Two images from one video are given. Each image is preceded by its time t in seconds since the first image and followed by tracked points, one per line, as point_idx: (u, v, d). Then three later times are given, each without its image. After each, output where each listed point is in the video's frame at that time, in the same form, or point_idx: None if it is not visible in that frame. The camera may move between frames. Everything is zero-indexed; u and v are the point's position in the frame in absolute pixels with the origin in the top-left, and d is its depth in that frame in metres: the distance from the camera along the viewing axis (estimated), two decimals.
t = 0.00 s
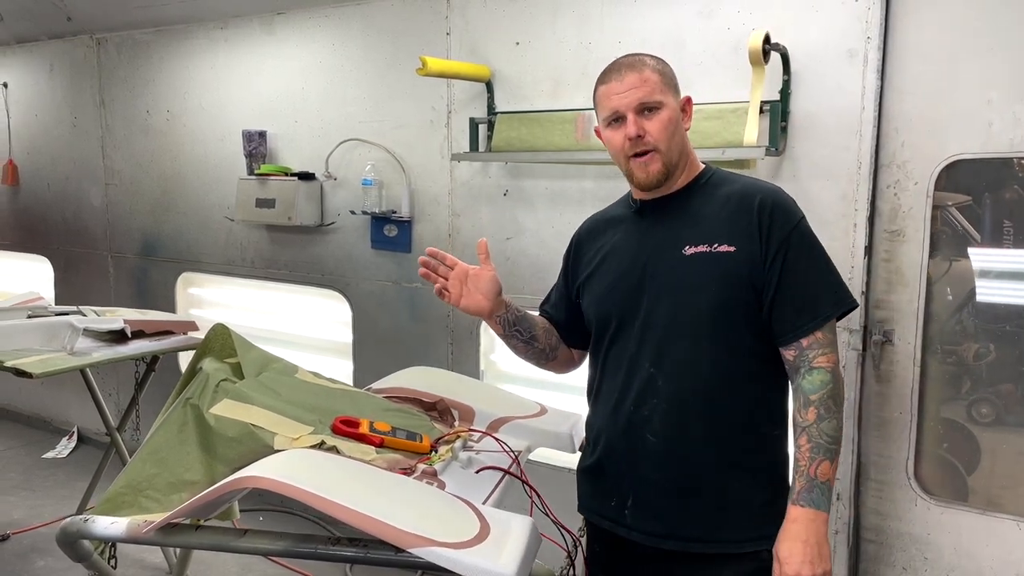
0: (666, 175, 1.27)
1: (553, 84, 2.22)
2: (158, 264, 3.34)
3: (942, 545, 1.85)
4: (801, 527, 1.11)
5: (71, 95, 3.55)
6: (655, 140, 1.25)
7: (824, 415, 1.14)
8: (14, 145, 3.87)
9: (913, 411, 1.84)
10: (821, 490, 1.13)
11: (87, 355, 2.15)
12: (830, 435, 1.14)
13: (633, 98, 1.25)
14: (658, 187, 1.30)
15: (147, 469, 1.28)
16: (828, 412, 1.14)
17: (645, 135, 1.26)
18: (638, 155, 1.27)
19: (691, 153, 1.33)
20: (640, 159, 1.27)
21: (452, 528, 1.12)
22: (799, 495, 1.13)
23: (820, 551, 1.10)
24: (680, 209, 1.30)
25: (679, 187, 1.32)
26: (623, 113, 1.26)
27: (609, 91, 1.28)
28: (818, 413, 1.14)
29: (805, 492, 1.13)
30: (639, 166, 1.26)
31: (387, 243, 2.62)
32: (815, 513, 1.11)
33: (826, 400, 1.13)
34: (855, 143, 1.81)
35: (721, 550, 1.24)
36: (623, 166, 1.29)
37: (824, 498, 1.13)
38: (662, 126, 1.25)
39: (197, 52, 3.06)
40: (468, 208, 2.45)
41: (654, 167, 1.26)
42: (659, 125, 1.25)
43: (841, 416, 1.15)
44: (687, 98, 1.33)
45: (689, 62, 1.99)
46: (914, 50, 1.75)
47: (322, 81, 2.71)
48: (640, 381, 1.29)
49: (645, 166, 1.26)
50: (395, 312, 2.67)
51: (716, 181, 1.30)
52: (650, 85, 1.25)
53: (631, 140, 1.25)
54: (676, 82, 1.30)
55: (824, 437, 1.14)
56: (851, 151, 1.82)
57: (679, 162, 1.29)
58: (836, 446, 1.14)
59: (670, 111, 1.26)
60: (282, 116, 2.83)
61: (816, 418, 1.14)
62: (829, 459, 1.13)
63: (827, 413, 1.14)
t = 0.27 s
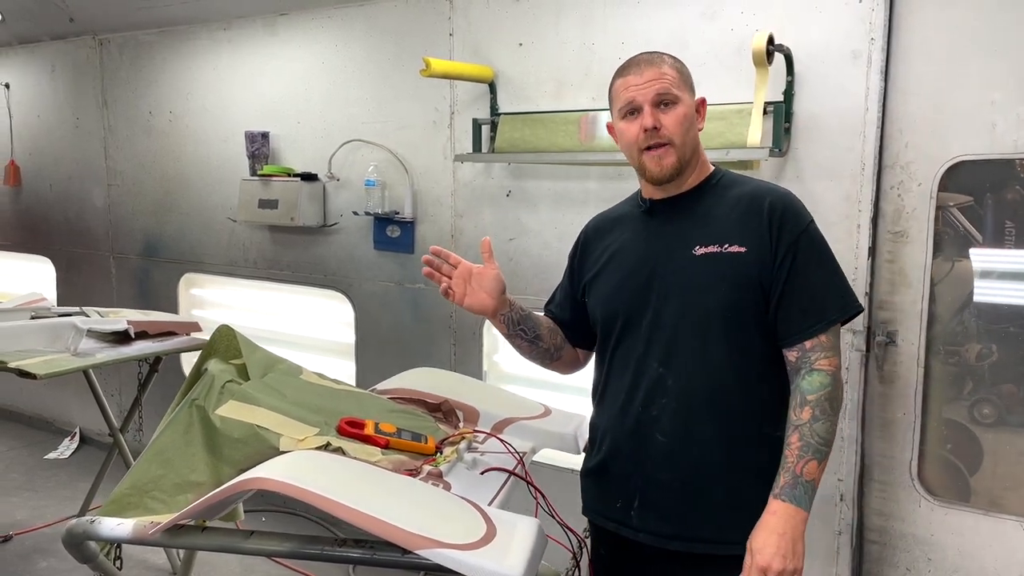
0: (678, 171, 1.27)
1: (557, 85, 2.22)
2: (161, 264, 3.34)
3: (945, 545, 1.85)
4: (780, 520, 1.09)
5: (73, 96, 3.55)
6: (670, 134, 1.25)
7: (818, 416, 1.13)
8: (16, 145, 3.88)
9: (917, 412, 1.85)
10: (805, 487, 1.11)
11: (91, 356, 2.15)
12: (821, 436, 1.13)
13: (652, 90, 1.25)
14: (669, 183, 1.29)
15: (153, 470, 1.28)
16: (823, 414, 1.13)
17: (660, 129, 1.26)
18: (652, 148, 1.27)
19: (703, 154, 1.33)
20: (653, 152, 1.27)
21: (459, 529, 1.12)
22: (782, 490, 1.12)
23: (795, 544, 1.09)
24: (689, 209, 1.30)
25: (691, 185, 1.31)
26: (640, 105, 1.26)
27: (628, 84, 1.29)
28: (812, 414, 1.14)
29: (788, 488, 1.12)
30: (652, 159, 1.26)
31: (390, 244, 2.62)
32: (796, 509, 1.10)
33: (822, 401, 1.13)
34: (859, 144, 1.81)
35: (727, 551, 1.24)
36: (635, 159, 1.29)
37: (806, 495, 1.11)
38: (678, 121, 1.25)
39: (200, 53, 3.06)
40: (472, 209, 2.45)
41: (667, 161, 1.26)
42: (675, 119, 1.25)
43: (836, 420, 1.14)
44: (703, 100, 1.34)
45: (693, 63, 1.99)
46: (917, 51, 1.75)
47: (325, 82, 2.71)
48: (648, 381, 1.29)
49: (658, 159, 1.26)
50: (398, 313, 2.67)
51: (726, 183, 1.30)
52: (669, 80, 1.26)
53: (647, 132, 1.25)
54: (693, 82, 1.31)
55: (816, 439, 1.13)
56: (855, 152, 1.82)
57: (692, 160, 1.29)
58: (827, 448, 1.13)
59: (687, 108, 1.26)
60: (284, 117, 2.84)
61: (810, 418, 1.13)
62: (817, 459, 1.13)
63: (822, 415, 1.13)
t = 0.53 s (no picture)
0: (681, 175, 1.27)
1: (559, 85, 2.22)
2: (163, 264, 3.34)
3: (948, 545, 1.85)
4: (800, 520, 1.12)
5: (75, 95, 3.55)
6: (673, 138, 1.25)
7: (831, 414, 1.15)
8: (18, 145, 3.88)
9: (920, 412, 1.85)
10: (821, 487, 1.14)
11: (94, 356, 2.15)
12: (835, 435, 1.15)
13: (654, 95, 1.25)
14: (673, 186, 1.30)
15: (158, 469, 1.28)
16: (836, 412, 1.15)
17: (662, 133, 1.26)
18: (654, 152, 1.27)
19: (709, 155, 1.33)
20: (655, 155, 1.27)
21: (465, 528, 1.12)
22: (799, 489, 1.15)
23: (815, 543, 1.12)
24: (697, 208, 1.30)
25: (696, 186, 1.31)
26: (642, 109, 1.26)
27: (632, 87, 1.29)
28: (825, 413, 1.16)
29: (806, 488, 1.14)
30: (654, 163, 1.27)
31: (392, 244, 2.62)
32: (813, 509, 1.13)
33: (835, 400, 1.15)
34: (863, 143, 1.81)
35: (736, 549, 1.25)
36: (638, 162, 1.30)
37: (823, 494, 1.14)
38: (681, 125, 1.25)
39: (202, 53, 3.06)
40: (474, 209, 2.45)
41: (669, 165, 1.26)
42: (678, 124, 1.25)
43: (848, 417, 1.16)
44: (711, 100, 1.32)
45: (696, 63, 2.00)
46: (921, 51, 1.75)
47: (328, 82, 2.71)
48: (656, 379, 1.29)
49: (660, 163, 1.27)
50: (400, 313, 2.68)
51: (733, 183, 1.30)
52: (672, 84, 1.25)
53: (649, 136, 1.26)
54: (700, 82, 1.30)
55: (829, 437, 1.15)
56: (859, 152, 1.82)
57: (695, 162, 1.29)
58: (841, 445, 1.16)
59: (690, 111, 1.26)
60: (287, 117, 2.84)
61: (824, 416, 1.15)
62: (831, 457, 1.15)
63: (835, 413, 1.15)
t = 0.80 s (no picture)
0: (665, 187, 1.30)
1: (562, 85, 2.23)
2: (165, 264, 3.34)
3: (951, 544, 1.86)
4: (813, 486, 1.12)
5: (77, 95, 3.55)
6: (650, 155, 1.28)
7: (853, 400, 1.18)
8: (19, 145, 3.88)
9: (923, 412, 1.85)
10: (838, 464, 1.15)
11: (98, 356, 2.15)
12: (854, 419, 1.18)
13: (629, 113, 1.28)
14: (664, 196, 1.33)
15: (164, 469, 1.28)
16: (858, 398, 1.18)
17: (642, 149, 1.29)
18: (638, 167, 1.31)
19: (706, 159, 1.32)
20: (639, 170, 1.31)
21: (471, 527, 1.12)
22: (819, 464, 1.16)
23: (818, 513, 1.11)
24: (701, 210, 1.30)
25: (692, 193, 1.33)
26: (622, 126, 1.30)
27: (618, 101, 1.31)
28: (850, 397, 1.18)
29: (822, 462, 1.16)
30: (636, 178, 1.31)
31: (394, 244, 2.62)
32: (828, 483, 1.14)
33: (860, 388, 1.18)
34: (866, 144, 1.82)
35: (742, 547, 1.25)
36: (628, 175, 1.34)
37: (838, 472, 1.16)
38: (659, 140, 1.27)
39: (204, 53, 3.06)
40: (477, 209, 2.45)
41: (650, 180, 1.29)
42: (655, 139, 1.27)
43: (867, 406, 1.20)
44: (706, 103, 1.29)
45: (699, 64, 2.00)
46: (923, 51, 1.75)
47: (330, 82, 2.71)
48: (663, 380, 1.29)
49: (643, 178, 1.30)
50: (403, 312, 2.68)
51: (738, 185, 1.31)
52: (649, 99, 1.26)
53: (628, 154, 1.30)
54: (688, 89, 1.28)
55: (850, 422, 1.18)
56: (861, 152, 1.82)
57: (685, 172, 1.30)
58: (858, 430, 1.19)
59: (669, 125, 1.26)
60: (289, 117, 2.84)
61: (848, 401, 1.18)
62: (850, 439, 1.17)
63: (858, 400, 1.18)
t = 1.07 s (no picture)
0: (669, 189, 1.31)
1: (564, 86, 2.23)
2: (167, 264, 3.35)
3: (953, 543, 1.86)
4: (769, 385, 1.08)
5: (79, 95, 3.55)
6: (655, 159, 1.29)
7: (839, 360, 1.16)
8: (22, 145, 3.88)
9: (925, 412, 1.85)
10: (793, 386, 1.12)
11: (101, 356, 2.16)
12: (829, 377, 1.15)
13: (635, 117, 1.28)
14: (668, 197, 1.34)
15: (171, 468, 1.29)
16: (840, 362, 1.16)
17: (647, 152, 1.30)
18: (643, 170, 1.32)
19: (712, 161, 1.32)
20: (643, 172, 1.32)
21: (478, 526, 1.13)
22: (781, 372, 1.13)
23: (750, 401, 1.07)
24: (707, 211, 1.31)
25: (697, 195, 1.33)
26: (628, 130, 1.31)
27: (625, 105, 1.32)
28: (835, 356, 1.17)
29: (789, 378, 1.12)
30: (641, 180, 1.32)
31: (397, 244, 2.62)
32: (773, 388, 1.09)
33: (846, 355, 1.17)
34: (868, 144, 1.82)
35: (746, 545, 1.26)
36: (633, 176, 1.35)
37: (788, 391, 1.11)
38: (664, 145, 1.28)
39: (207, 53, 3.07)
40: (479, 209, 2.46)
41: (654, 183, 1.30)
42: (660, 143, 1.28)
43: (847, 381, 1.17)
44: (714, 107, 1.29)
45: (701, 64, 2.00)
46: (925, 52, 1.76)
47: (332, 82, 2.72)
48: (669, 379, 1.29)
49: (647, 181, 1.31)
50: (405, 312, 2.68)
51: (744, 186, 1.31)
52: (654, 104, 1.27)
53: (633, 157, 1.31)
54: (695, 93, 1.28)
55: (827, 376, 1.15)
56: (864, 152, 1.82)
57: (689, 175, 1.30)
58: (827, 392, 1.15)
59: (674, 130, 1.27)
60: (291, 117, 2.84)
61: (834, 356, 1.17)
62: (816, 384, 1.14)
63: (840, 361, 1.16)
